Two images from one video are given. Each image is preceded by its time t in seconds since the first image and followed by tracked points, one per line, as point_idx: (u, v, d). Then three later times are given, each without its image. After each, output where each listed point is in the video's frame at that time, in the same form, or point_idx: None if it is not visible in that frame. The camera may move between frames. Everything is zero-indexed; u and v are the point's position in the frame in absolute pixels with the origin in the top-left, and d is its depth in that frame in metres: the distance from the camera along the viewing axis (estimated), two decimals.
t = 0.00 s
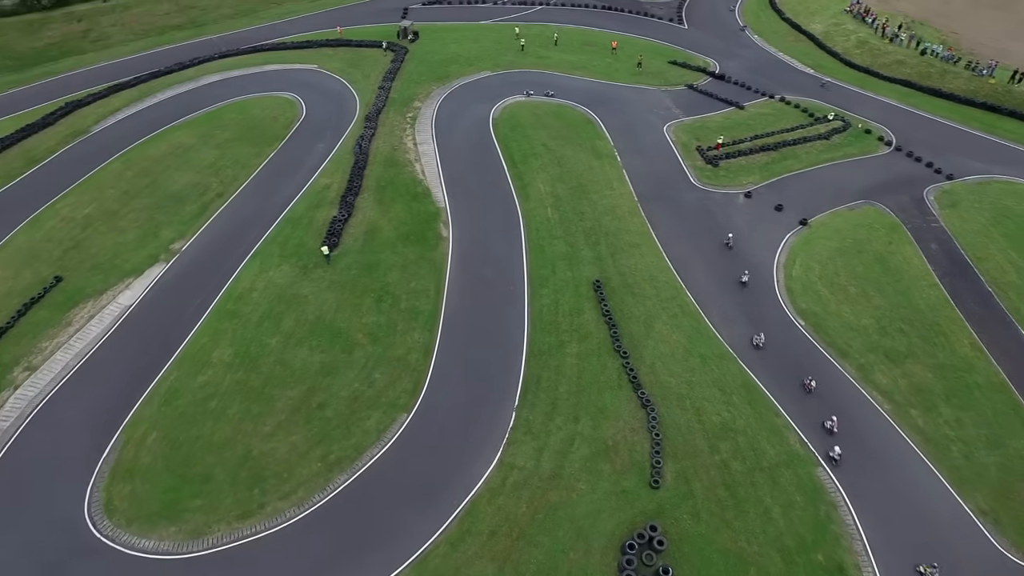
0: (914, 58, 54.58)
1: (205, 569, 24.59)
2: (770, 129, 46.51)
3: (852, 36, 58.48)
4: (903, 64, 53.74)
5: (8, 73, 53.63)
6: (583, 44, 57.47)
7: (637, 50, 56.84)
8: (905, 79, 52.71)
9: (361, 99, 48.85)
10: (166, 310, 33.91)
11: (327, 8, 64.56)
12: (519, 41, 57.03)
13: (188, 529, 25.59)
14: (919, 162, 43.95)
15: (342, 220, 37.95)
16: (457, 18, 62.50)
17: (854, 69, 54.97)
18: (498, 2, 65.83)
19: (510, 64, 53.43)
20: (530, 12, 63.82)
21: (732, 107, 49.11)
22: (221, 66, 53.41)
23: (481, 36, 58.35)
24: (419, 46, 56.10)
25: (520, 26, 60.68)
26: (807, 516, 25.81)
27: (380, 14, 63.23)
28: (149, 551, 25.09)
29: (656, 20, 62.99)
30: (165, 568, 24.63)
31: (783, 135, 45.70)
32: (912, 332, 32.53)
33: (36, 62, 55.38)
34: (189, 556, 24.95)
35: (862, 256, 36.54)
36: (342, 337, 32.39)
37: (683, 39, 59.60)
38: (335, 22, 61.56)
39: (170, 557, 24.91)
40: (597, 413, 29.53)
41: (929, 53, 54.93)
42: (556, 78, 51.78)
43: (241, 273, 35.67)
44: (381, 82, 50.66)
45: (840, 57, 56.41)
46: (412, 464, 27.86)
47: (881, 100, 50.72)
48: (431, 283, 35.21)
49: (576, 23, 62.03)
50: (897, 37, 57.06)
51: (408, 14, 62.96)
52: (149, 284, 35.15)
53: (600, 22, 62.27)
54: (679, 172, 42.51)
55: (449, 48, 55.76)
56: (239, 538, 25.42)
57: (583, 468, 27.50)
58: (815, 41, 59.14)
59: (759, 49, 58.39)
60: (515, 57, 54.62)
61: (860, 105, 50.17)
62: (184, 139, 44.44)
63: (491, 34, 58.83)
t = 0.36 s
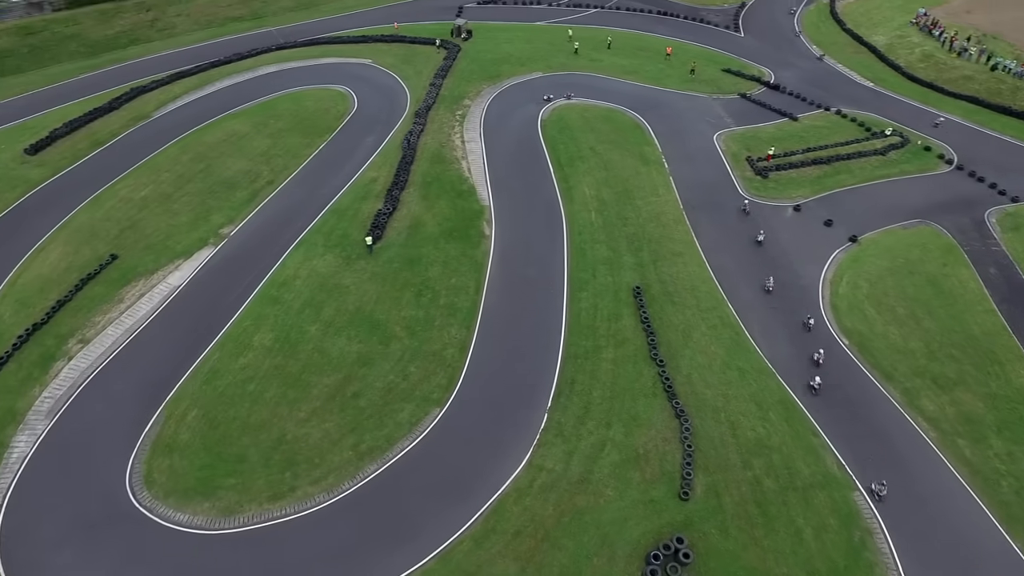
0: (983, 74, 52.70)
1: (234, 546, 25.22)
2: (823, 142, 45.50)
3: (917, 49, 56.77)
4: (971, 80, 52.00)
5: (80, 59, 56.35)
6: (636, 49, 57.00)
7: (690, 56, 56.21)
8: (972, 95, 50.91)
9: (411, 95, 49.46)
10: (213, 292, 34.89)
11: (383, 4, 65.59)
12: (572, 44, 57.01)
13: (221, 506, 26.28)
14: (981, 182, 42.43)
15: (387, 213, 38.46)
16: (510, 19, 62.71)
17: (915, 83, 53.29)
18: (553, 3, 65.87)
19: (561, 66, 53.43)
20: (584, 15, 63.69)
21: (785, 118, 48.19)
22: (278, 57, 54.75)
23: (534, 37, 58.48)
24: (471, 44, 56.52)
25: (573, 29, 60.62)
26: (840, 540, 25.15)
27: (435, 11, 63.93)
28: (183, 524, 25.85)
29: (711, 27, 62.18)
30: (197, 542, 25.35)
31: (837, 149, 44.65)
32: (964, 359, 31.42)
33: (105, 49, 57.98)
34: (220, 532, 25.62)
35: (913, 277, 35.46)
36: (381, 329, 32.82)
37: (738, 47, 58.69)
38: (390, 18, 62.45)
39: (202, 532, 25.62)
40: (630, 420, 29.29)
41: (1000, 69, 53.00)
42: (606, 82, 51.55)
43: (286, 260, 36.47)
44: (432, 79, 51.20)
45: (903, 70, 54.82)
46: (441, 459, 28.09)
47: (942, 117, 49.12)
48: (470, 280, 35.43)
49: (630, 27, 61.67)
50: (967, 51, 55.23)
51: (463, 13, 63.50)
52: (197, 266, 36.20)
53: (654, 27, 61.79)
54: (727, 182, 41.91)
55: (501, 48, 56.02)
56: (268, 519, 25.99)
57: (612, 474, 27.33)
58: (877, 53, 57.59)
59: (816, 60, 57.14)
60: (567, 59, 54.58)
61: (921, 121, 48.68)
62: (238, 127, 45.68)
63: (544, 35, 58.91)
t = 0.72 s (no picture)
0: None
1: (265, 527, 25.74)
2: (878, 157, 44.34)
3: (987, 65, 54.82)
4: None
5: (147, 47, 58.79)
6: (690, 56, 56.38)
7: (745, 65, 55.33)
8: None
9: (462, 93, 49.90)
10: (258, 278, 35.71)
11: (439, 2, 66.34)
12: (625, 48, 56.76)
13: (254, 487, 26.84)
14: None
15: (432, 209, 38.83)
16: (564, 21, 62.78)
17: (983, 100, 51.39)
18: (607, 6, 65.64)
19: (613, 70, 53.23)
20: (638, 19, 63.37)
21: (840, 132, 47.11)
22: (333, 51, 55.84)
23: (587, 39, 58.40)
24: (524, 45, 56.72)
25: (627, 33, 60.31)
26: (875, 567, 24.45)
27: (489, 11, 64.38)
28: (218, 501, 26.51)
29: (768, 35, 61.11)
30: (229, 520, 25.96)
31: (894, 166, 43.45)
32: (1019, 390, 30.21)
33: (170, 38, 60.39)
34: (252, 512, 26.18)
35: (968, 301, 34.27)
36: (419, 323, 33.13)
37: (795, 57, 57.59)
38: (445, 16, 63.14)
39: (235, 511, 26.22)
40: (663, 429, 28.96)
41: None
42: (657, 87, 51.20)
43: (331, 250, 37.12)
44: (483, 78, 51.60)
45: (970, 86, 52.99)
46: (472, 455, 28.20)
47: (1009, 137, 47.34)
48: (511, 279, 35.53)
49: (684, 33, 61.08)
50: None
51: (517, 13, 63.83)
52: (245, 251, 37.08)
53: (709, 34, 61.06)
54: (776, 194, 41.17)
55: (554, 50, 56.09)
56: (298, 502, 26.46)
57: (642, 483, 27.06)
58: (943, 67, 55.78)
59: (877, 72, 55.66)
60: (619, 63, 54.33)
61: (985, 140, 47.02)
62: (291, 117, 46.72)
63: (597, 38, 58.79)
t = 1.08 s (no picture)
0: None
1: (296, 510, 26.20)
2: (938, 176, 42.93)
3: None
4: None
5: (211, 37, 61.07)
6: (746, 64, 55.52)
7: (803, 76, 54.18)
8: None
9: (513, 93, 50.21)
10: (303, 266, 36.40)
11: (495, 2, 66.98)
12: (679, 54, 56.35)
13: (288, 471, 27.36)
14: None
15: (477, 207, 39.06)
16: (619, 25, 62.63)
17: None
18: (664, 11, 65.27)
19: (667, 76, 52.81)
20: (694, 25, 62.86)
21: (899, 148, 45.78)
22: (388, 46, 57.04)
23: (642, 44, 58.10)
24: (578, 47, 56.70)
25: (683, 39, 59.80)
26: None
27: (545, 13, 64.67)
28: (252, 482, 27.10)
29: (828, 46, 59.73)
30: (262, 501, 26.50)
31: (954, 186, 42.03)
32: None
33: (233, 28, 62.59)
34: (284, 495, 26.67)
35: None
36: (459, 319, 33.31)
37: (855, 69, 56.16)
38: (501, 16, 63.76)
39: (268, 492, 26.75)
40: (697, 442, 28.50)
41: None
42: (709, 95, 50.63)
43: (375, 242, 37.62)
44: (535, 78, 51.85)
45: None
46: (504, 454, 28.22)
47: None
48: (552, 281, 35.48)
49: (741, 40, 60.27)
50: None
51: (572, 15, 64.17)
52: (291, 239, 37.84)
53: (766, 42, 60.10)
54: (828, 209, 40.26)
55: (607, 53, 55.93)
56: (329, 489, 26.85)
57: (673, 494, 26.63)
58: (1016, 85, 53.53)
59: (942, 87, 53.84)
60: (672, 69, 53.85)
61: None
62: (344, 110, 47.77)
63: (652, 43, 58.46)
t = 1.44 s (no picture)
0: None
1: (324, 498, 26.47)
2: (995, 196, 41.44)
3: None
4: None
5: (264, 30, 62.60)
6: (798, 74, 54.53)
7: (856, 88, 52.98)
8: None
9: (559, 95, 50.37)
10: (341, 258, 36.91)
11: (545, 4, 67.28)
12: (728, 62, 55.79)
13: (318, 458, 27.69)
14: None
15: (517, 207, 39.13)
16: (668, 31, 62.22)
17: None
18: (715, 18, 64.78)
19: (714, 83, 52.27)
20: (745, 33, 62.19)
21: (955, 166, 44.41)
22: (436, 45, 57.95)
23: (690, 50, 57.67)
24: (626, 52, 56.54)
25: (733, 46, 59.21)
26: None
27: (594, 16, 64.75)
28: (282, 466, 27.48)
29: (885, 58, 58.31)
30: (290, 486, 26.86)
31: (1011, 208, 40.52)
32: None
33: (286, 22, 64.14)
34: (313, 481, 26.99)
35: None
36: (494, 319, 33.35)
37: (912, 82, 54.68)
38: (551, 18, 64.08)
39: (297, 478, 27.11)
40: (728, 455, 27.89)
41: None
42: (756, 104, 49.94)
43: (414, 238, 37.94)
44: (582, 81, 51.93)
45: None
46: (532, 456, 28.10)
47: None
48: (588, 285, 35.31)
49: (792, 49, 59.36)
50: None
51: (621, 19, 64.34)
52: (333, 232, 38.41)
53: (819, 52, 59.06)
54: (875, 225, 39.31)
55: (656, 58, 55.61)
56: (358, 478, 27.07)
57: (700, 507, 26.06)
58: None
59: (1005, 104, 51.95)
60: (720, 76, 53.27)
61: None
62: (390, 106, 48.66)
63: (701, 49, 58.01)
